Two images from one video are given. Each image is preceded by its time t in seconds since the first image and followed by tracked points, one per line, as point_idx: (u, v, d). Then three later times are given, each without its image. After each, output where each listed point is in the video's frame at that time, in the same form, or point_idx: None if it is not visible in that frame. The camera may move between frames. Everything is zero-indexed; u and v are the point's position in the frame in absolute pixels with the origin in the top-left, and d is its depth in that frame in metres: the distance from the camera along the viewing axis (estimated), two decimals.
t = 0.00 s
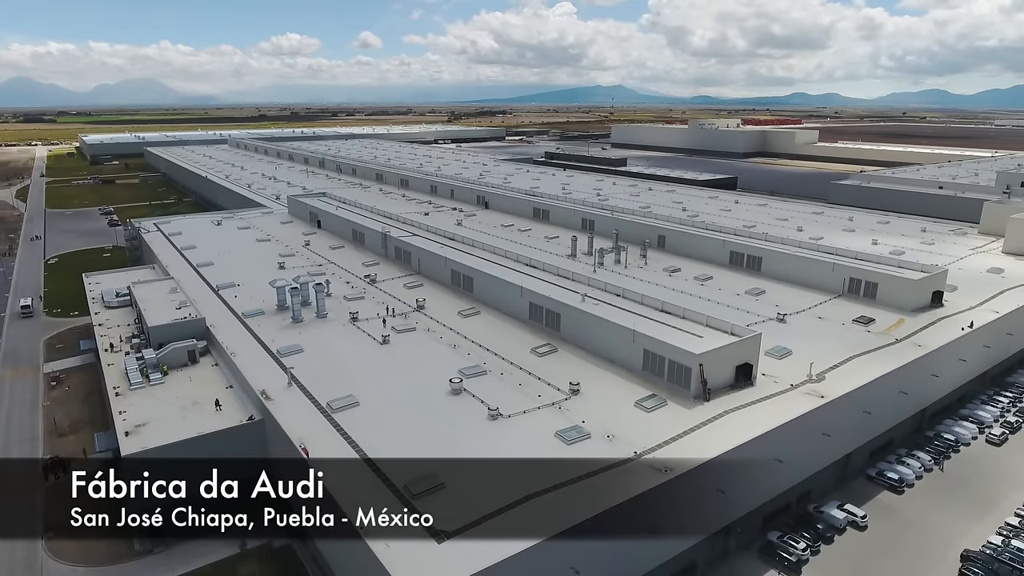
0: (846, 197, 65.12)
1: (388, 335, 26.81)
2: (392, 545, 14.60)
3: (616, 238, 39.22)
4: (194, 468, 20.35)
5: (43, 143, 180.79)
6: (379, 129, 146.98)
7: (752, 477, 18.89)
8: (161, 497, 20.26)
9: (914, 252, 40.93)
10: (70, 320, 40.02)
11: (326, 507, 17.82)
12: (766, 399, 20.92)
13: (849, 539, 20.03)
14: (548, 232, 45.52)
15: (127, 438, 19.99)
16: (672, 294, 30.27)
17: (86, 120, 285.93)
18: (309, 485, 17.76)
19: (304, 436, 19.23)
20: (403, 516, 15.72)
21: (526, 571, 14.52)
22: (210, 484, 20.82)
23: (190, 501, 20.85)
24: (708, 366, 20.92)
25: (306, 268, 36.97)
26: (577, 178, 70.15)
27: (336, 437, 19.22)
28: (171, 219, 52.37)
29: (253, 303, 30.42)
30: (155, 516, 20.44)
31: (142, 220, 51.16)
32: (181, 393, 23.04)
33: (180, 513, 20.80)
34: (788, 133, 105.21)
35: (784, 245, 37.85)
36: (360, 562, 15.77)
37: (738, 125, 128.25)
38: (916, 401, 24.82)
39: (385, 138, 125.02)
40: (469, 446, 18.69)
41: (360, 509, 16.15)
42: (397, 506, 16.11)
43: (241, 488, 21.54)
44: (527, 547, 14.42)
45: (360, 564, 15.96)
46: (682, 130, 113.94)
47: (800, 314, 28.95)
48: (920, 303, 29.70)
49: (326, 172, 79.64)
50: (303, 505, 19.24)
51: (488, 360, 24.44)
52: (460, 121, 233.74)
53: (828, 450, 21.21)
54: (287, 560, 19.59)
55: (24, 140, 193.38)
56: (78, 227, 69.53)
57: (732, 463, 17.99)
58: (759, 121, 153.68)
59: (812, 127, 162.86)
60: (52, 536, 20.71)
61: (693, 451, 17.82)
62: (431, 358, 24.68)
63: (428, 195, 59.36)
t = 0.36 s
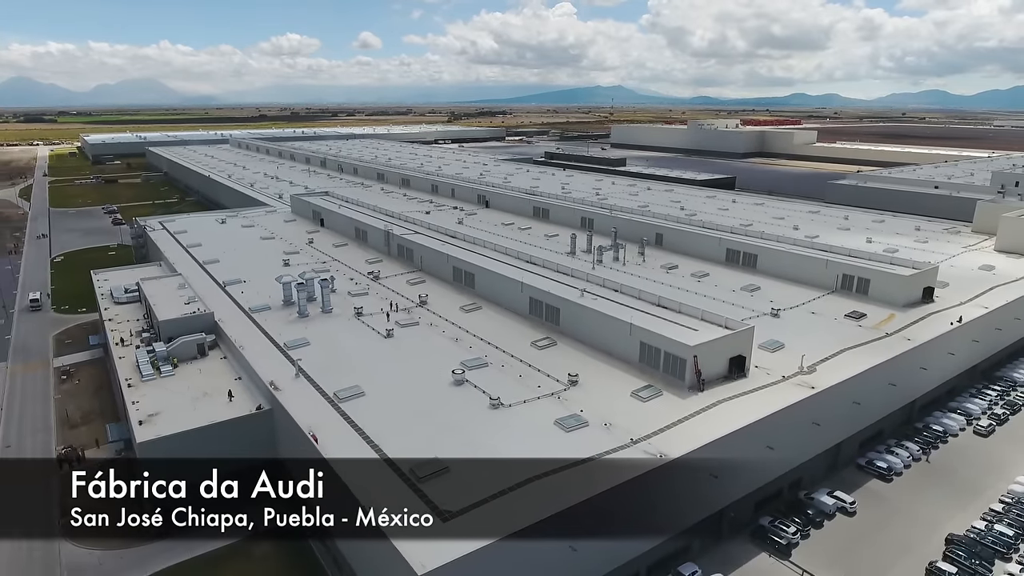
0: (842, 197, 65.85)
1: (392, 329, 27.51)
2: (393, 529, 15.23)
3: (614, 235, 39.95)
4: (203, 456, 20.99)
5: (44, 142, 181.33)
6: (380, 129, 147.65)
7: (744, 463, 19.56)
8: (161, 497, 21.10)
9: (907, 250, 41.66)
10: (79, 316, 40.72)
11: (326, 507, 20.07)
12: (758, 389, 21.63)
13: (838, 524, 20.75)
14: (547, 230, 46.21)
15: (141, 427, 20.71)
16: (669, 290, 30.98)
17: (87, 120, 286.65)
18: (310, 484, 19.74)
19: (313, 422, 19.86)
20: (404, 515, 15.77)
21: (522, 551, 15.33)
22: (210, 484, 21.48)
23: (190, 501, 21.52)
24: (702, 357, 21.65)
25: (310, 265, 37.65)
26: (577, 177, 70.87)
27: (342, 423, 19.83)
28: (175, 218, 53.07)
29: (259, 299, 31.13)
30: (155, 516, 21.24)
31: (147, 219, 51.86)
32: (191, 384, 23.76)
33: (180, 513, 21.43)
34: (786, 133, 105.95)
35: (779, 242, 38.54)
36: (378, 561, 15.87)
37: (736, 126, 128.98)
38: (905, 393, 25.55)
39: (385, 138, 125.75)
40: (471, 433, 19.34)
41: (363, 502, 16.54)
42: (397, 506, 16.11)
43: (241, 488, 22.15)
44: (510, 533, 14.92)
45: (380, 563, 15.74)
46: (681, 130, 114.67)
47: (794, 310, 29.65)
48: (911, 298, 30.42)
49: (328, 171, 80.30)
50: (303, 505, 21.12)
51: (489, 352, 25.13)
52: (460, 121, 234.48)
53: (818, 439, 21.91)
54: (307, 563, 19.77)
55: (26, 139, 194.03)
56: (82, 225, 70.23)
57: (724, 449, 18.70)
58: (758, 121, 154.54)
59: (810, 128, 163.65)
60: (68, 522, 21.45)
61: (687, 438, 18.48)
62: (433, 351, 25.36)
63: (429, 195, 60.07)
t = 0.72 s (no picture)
0: (838, 196, 66.63)
1: (396, 323, 28.28)
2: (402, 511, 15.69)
3: (612, 233, 40.76)
4: (211, 443, 21.53)
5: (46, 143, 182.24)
6: (381, 129, 148.41)
7: (738, 449, 20.24)
8: (160, 497, 21.92)
9: (900, 247, 42.42)
10: (87, 313, 41.42)
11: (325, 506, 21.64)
12: (751, 380, 22.37)
13: (827, 509, 21.51)
14: (547, 228, 46.94)
15: (155, 415, 21.41)
16: (666, 285, 31.72)
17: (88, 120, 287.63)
18: (310, 486, 21.30)
19: (322, 410, 20.54)
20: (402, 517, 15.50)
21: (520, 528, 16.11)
22: (210, 484, 21.80)
23: (190, 501, 21.89)
24: (696, 349, 22.41)
25: (314, 262, 38.38)
26: (577, 177, 71.62)
27: (349, 412, 20.50)
28: (181, 217, 53.79)
29: (266, 294, 31.86)
30: (156, 516, 21.53)
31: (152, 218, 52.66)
32: (202, 375, 24.48)
33: (180, 513, 21.70)
34: (784, 133, 106.80)
35: (775, 240, 39.28)
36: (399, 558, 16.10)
37: (735, 126, 129.60)
38: (894, 385, 26.31)
39: (386, 138, 126.57)
40: (474, 420, 20.00)
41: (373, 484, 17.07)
42: (400, 500, 16.07)
43: (241, 488, 22.35)
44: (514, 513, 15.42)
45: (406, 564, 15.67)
46: (680, 130, 115.52)
47: (787, 304, 30.41)
48: (901, 294, 31.20)
49: (329, 171, 81.03)
50: (304, 505, 21.81)
51: (490, 345, 25.85)
52: (460, 122, 235.57)
53: (808, 427, 22.63)
54: (317, 545, 20.44)
55: (27, 139, 193.93)
56: (87, 224, 71.04)
57: (718, 435, 19.36)
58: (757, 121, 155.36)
59: (809, 128, 164.29)
60: (84, 508, 22.02)
61: (682, 424, 19.13)
62: (436, 344, 26.07)
63: (430, 194, 60.81)
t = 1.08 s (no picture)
0: (835, 195, 67.40)
1: (399, 317, 29.00)
2: (408, 498, 15.99)
3: (611, 231, 41.47)
4: (217, 434, 22.07)
5: (47, 142, 182.74)
6: (381, 129, 149.09)
7: (730, 437, 20.94)
8: (160, 497, 22.40)
9: (894, 244, 43.15)
10: (93, 309, 42.07)
11: (325, 507, 21.90)
12: (744, 371, 23.08)
13: (817, 496, 22.23)
14: (546, 226, 47.66)
15: (166, 405, 22.09)
16: (663, 281, 32.44)
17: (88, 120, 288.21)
18: (309, 485, 22.16)
19: (328, 399, 21.22)
20: (403, 511, 16.22)
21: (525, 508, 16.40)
22: (210, 484, 22.37)
23: (190, 501, 22.23)
24: (691, 341, 23.12)
25: (317, 259, 39.06)
26: (576, 176, 72.37)
27: (355, 400, 21.17)
28: (185, 215, 54.46)
29: (272, 290, 32.55)
30: (155, 517, 21.46)
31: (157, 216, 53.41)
32: (211, 367, 25.19)
33: (180, 513, 21.76)
34: (782, 133, 107.60)
35: (770, 237, 40.02)
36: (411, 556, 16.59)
37: (734, 126, 130.27)
38: (884, 377, 27.06)
39: (386, 138, 127.26)
40: (475, 408, 20.68)
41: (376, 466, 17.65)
42: (405, 482, 16.64)
43: (241, 488, 22.98)
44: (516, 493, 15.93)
45: (423, 567, 16.10)
46: (678, 130, 116.33)
47: (781, 299, 31.13)
48: (892, 289, 31.95)
49: (331, 170, 81.73)
50: (304, 505, 22.04)
51: (491, 338, 26.54)
52: (460, 122, 236.30)
53: (799, 417, 23.35)
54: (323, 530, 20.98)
55: (28, 139, 194.54)
56: (91, 222, 71.70)
57: (711, 423, 20.06)
58: (756, 121, 156.19)
59: (807, 128, 164.99)
60: (97, 495, 22.66)
61: (677, 411, 19.81)
62: (439, 337, 26.77)
63: (431, 193, 61.49)
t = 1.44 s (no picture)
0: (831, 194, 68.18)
1: (403, 311, 29.80)
2: (413, 476, 16.78)
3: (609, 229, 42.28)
4: (227, 424, 22.91)
5: (48, 142, 183.35)
6: (381, 129, 149.79)
7: (722, 424, 21.76)
8: (165, 491, 22.82)
9: (887, 242, 43.94)
10: (101, 305, 42.85)
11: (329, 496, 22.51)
12: (736, 362, 23.89)
13: (806, 482, 23.06)
14: (546, 224, 48.45)
15: (178, 395, 22.90)
16: (659, 277, 33.25)
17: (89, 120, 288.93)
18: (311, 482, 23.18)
19: (335, 388, 22.02)
20: (407, 491, 16.97)
21: (525, 487, 16.98)
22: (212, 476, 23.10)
23: (194, 496, 22.63)
24: (685, 333, 23.94)
25: (321, 255, 39.85)
26: (575, 175, 73.19)
27: (361, 389, 21.97)
28: (189, 213, 55.23)
29: (278, 285, 33.35)
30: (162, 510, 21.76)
31: (162, 215, 54.19)
32: (220, 359, 26.00)
33: (187, 505, 22.07)
34: (780, 133, 108.40)
35: (765, 234, 40.84)
36: (414, 536, 17.05)
37: (733, 126, 130.94)
38: (873, 369, 27.89)
39: (387, 137, 127.98)
40: (477, 396, 21.49)
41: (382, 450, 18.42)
42: (409, 463, 17.43)
43: (249, 475, 23.74)
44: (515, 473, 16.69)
45: (423, 543, 16.67)
46: (677, 130, 117.09)
47: (774, 294, 31.94)
48: (883, 285, 32.75)
49: (332, 170, 82.47)
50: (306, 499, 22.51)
51: (492, 331, 27.36)
52: (460, 122, 237.10)
53: (789, 406, 24.19)
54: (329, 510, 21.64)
55: (29, 138, 195.07)
56: (95, 221, 72.45)
57: (703, 410, 20.87)
58: (755, 121, 156.99)
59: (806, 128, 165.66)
60: (110, 481, 23.41)
61: (671, 399, 20.62)
62: (441, 330, 27.59)
63: (432, 192, 62.25)
